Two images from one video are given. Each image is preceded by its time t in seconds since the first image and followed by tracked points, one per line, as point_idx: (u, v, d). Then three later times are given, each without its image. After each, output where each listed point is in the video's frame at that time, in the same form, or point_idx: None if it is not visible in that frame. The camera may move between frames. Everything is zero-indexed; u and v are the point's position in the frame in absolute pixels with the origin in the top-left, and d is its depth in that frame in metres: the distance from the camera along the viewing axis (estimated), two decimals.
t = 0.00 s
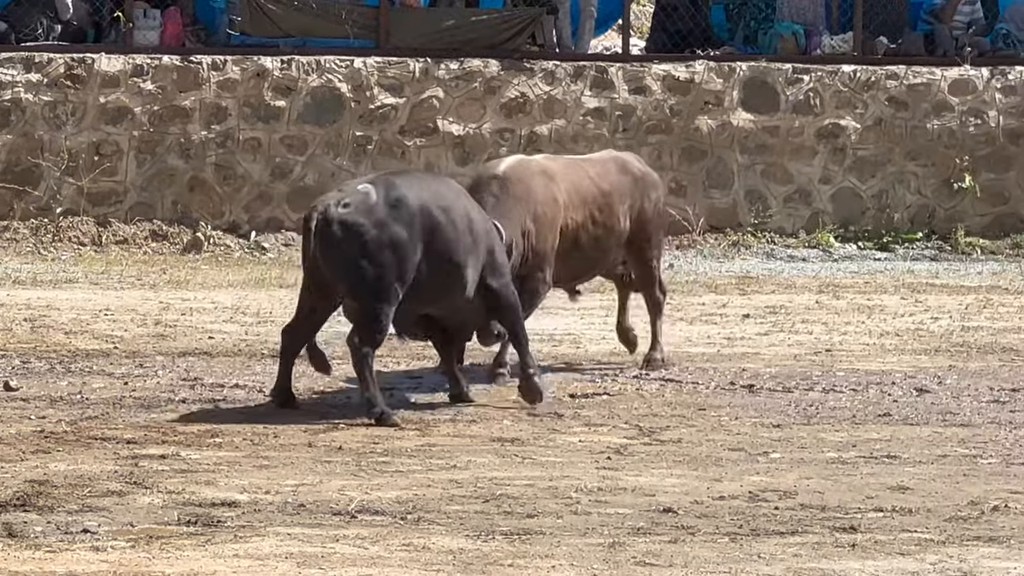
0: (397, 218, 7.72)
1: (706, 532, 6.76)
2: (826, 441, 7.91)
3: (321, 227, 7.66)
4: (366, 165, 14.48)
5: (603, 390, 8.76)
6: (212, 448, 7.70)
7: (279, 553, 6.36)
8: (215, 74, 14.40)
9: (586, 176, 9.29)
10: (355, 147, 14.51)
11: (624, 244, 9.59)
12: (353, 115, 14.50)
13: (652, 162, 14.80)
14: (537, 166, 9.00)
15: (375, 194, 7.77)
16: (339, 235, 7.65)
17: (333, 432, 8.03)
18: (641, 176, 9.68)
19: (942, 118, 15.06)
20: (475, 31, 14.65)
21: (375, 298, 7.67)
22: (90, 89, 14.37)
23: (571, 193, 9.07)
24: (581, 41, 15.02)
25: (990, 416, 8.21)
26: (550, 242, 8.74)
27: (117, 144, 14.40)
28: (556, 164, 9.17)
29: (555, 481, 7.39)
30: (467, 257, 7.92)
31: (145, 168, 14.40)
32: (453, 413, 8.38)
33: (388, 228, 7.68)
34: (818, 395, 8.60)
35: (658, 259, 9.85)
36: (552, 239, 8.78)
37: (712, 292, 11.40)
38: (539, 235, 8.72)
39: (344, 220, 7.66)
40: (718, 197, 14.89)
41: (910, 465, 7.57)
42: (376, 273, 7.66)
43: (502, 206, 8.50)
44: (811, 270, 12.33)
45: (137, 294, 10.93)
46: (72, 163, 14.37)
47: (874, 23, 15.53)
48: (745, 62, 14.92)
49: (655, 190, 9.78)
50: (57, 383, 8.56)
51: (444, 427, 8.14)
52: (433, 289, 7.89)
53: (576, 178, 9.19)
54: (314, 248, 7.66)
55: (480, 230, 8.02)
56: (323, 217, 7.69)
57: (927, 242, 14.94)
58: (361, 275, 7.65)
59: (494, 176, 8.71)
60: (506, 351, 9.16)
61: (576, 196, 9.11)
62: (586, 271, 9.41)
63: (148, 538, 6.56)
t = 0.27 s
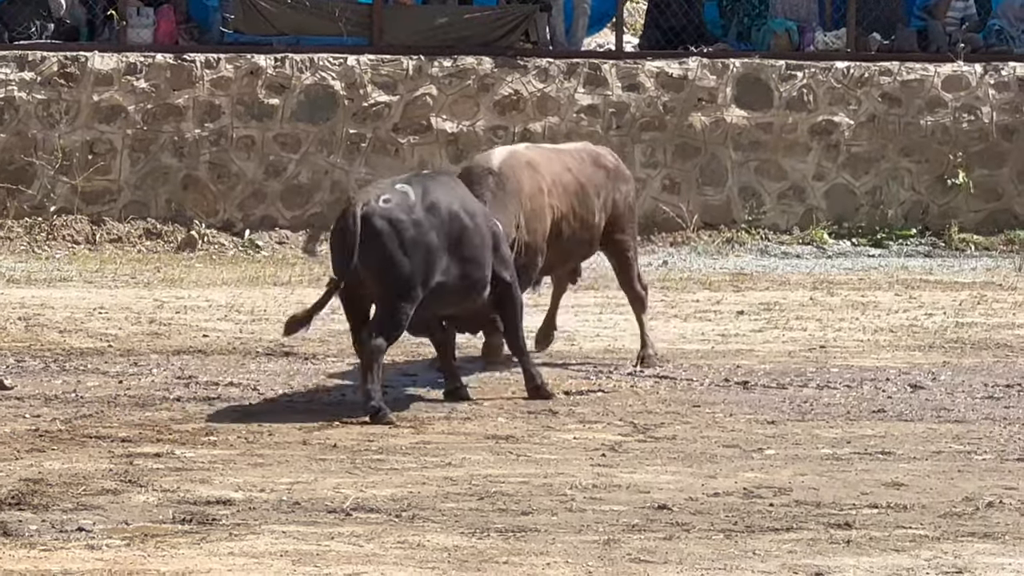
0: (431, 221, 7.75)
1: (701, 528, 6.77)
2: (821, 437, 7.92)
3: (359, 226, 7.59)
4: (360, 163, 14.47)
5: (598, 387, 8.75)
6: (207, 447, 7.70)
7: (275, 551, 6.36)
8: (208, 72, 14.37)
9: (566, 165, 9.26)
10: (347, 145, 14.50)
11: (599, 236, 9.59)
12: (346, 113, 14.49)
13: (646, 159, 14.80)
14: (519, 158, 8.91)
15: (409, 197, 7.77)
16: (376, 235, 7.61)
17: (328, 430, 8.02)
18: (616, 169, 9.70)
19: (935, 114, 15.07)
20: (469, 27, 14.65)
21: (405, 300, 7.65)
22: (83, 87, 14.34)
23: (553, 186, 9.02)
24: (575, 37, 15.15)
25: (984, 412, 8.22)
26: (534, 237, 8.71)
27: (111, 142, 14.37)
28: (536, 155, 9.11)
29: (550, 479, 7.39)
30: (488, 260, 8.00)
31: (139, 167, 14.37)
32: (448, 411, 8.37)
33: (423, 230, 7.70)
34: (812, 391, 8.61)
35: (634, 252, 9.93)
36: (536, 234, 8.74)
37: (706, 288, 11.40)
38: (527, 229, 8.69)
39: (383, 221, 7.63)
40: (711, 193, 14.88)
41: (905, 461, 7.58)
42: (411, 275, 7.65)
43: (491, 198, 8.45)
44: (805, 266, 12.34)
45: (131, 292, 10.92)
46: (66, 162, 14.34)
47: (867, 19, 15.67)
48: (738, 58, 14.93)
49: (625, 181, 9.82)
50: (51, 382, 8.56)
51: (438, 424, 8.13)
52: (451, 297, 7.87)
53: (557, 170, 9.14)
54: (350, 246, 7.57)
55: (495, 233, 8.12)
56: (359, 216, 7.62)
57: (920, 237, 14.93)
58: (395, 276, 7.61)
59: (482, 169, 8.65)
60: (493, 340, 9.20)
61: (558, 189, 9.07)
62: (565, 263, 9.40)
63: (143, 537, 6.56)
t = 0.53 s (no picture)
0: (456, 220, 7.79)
1: (700, 526, 6.77)
2: (819, 435, 7.92)
3: (393, 216, 7.55)
4: (358, 162, 14.47)
5: (596, 386, 8.75)
6: (206, 446, 7.70)
7: (273, 551, 6.37)
8: (206, 72, 14.38)
9: (549, 157, 9.30)
10: (345, 144, 14.49)
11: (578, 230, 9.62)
12: (344, 113, 14.48)
13: (644, 158, 14.82)
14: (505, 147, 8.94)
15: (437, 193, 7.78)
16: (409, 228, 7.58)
17: (326, 429, 8.02)
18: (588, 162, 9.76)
19: (933, 112, 15.05)
20: (467, 26, 14.73)
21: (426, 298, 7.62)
22: (82, 87, 14.36)
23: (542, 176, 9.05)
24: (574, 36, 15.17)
25: (983, 409, 8.22)
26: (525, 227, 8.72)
27: (109, 143, 14.37)
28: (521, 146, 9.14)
29: (548, 477, 7.40)
30: (501, 262, 8.08)
31: (138, 167, 14.38)
32: (445, 409, 8.36)
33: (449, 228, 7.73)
34: (811, 389, 8.61)
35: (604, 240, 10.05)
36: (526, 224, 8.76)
37: (705, 287, 11.40)
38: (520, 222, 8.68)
39: (416, 214, 7.61)
40: (709, 192, 14.88)
41: (903, 459, 7.58)
42: (436, 271, 7.65)
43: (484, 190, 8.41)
44: (803, 264, 12.35)
45: (129, 292, 10.93)
46: (64, 162, 14.36)
47: (865, 17, 15.82)
48: (734, 56, 14.94)
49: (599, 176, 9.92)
50: (50, 382, 8.56)
51: (436, 423, 8.12)
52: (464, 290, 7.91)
53: (542, 162, 9.15)
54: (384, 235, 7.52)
55: (505, 233, 8.19)
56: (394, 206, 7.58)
57: (919, 235, 14.91)
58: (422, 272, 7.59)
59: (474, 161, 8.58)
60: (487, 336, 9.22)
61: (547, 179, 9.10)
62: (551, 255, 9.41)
63: (142, 536, 6.56)
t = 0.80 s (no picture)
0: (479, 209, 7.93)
1: (702, 525, 6.77)
2: (821, 433, 7.91)
3: (420, 208, 7.68)
4: (358, 163, 14.49)
5: (597, 385, 8.75)
6: (208, 448, 7.70)
7: (276, 552, 6.37)
8: (206, 73, 14.36)
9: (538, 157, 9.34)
10: (346, 145, 14.50)
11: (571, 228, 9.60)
12: (344, 113, 14.50)
13: (644, 156, 14.85)
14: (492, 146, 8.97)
15: (459, 184, 7.93)
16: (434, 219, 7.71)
17: (328, 430, 8.01)
18: (572, 160, 9.77)
19: (933, 110, 15.03)
20: (466, 27, 14.63)
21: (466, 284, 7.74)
22: (82, 89, 14.31)
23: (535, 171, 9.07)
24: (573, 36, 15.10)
25: (984, 406, 8.21)
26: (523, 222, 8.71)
27: (110, 144, 14.37)
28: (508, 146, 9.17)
29: (550, 477, 7.40)
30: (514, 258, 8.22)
31: (138, 169, 14.39)
32: (447, 409, 8.36)
33: (475, 217, 7.86)
34: (812, 387, 8.61)
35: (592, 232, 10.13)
36: (522, 218, 8.77)
37: (706, 286, 11.40)
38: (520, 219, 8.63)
39: (442, 205, 7.75)
40: (710, 190, 14.91)
41: (905, 457, 7.58)
42: (472, 262, 7.79)
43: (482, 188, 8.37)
44: (803, 263, 12.35)
45: (130, 294, 10.93)
46: (65, 165, 14.33)
47: (865, 15, 15.67)
48: (734, 55, 14.91)
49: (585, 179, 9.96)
50: (52, 384, 8.57)
51: (438, 423, 8.12)
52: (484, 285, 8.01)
53: (530, 161, 9.13)
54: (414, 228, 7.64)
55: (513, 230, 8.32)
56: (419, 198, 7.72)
57: (919, 233, 14.95)
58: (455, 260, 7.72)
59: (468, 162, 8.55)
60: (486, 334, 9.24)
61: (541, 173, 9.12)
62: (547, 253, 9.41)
63: (144, 538, 6.56)
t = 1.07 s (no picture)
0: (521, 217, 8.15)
1: (705, 524, 6.78)
2: (825, 432, 7.93)
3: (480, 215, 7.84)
4: (360, 165, 14.47)
5: (600, 386, 8.76)
6: (213, 451, 7.70)
7: (281, 554, 6.38)
8: (207, 76, 14.33)
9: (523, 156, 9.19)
10: (348, 147, 14.47)
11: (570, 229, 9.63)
12: (346, 116, 14.47)
13: (646, 157, 14.83)
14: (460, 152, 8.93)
15: (506, 193, 8.10)
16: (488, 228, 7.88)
17: (334, 432, 8.01)
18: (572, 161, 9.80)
19: (934, 108, 15.07)
20: (468, 28, 14.62)
21: (514, 293, 7.94)
22: (83, 93, 14.26)
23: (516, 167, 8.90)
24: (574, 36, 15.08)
25: (987, 404, 8.23)
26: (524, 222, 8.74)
27: (110, 148, 14.34)
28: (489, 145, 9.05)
29: (555, 477, 7.41)
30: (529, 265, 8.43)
31: (139, 172, 14.36)
32: (452, 411, 8.37)
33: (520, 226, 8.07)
34: (815, 386, 8.63)
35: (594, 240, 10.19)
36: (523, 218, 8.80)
37: (707, 285, 11.41)
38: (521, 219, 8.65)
39: (497, 213, 7.92)
40: (711, 190, 14.92)
41: (909, 455, 7.60)
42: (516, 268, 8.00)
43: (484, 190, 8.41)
44: (804, 261, 12.36)
45: (133, 297, 10.93)
46: (66, 169, 14.28)
47: (865, 14, 15.61)
48: (736, 55, 14.92)
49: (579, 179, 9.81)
50: (56, 388, 8.56)
51: (443, 425, 8.12)
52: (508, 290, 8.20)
53: (528, 162, 9.16)
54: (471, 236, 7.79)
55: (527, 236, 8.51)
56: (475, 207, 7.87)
57: (920, 230, 15.03)
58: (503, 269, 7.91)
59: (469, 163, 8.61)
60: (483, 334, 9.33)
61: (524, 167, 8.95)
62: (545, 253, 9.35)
63: (149, 542, 6.57)
